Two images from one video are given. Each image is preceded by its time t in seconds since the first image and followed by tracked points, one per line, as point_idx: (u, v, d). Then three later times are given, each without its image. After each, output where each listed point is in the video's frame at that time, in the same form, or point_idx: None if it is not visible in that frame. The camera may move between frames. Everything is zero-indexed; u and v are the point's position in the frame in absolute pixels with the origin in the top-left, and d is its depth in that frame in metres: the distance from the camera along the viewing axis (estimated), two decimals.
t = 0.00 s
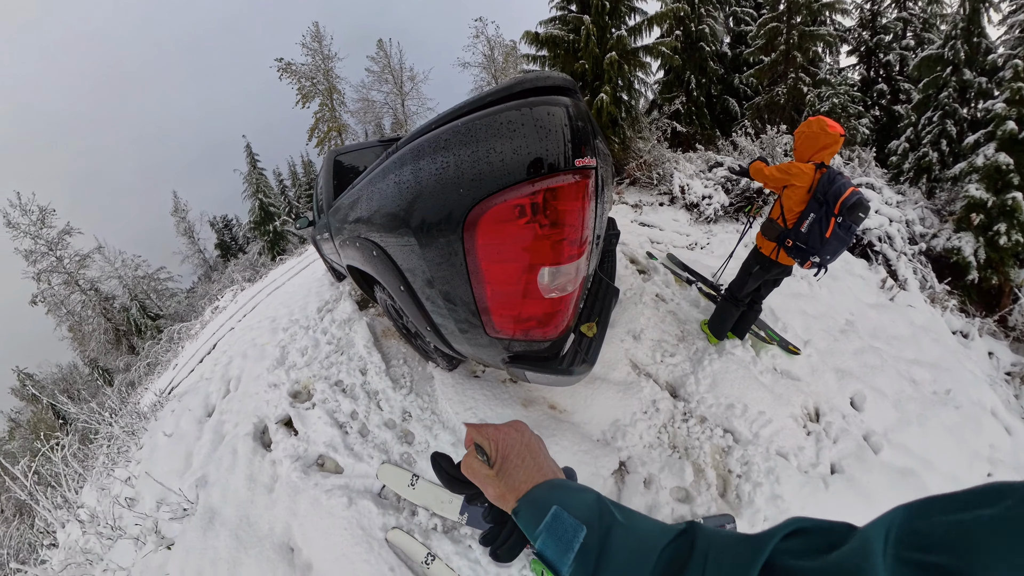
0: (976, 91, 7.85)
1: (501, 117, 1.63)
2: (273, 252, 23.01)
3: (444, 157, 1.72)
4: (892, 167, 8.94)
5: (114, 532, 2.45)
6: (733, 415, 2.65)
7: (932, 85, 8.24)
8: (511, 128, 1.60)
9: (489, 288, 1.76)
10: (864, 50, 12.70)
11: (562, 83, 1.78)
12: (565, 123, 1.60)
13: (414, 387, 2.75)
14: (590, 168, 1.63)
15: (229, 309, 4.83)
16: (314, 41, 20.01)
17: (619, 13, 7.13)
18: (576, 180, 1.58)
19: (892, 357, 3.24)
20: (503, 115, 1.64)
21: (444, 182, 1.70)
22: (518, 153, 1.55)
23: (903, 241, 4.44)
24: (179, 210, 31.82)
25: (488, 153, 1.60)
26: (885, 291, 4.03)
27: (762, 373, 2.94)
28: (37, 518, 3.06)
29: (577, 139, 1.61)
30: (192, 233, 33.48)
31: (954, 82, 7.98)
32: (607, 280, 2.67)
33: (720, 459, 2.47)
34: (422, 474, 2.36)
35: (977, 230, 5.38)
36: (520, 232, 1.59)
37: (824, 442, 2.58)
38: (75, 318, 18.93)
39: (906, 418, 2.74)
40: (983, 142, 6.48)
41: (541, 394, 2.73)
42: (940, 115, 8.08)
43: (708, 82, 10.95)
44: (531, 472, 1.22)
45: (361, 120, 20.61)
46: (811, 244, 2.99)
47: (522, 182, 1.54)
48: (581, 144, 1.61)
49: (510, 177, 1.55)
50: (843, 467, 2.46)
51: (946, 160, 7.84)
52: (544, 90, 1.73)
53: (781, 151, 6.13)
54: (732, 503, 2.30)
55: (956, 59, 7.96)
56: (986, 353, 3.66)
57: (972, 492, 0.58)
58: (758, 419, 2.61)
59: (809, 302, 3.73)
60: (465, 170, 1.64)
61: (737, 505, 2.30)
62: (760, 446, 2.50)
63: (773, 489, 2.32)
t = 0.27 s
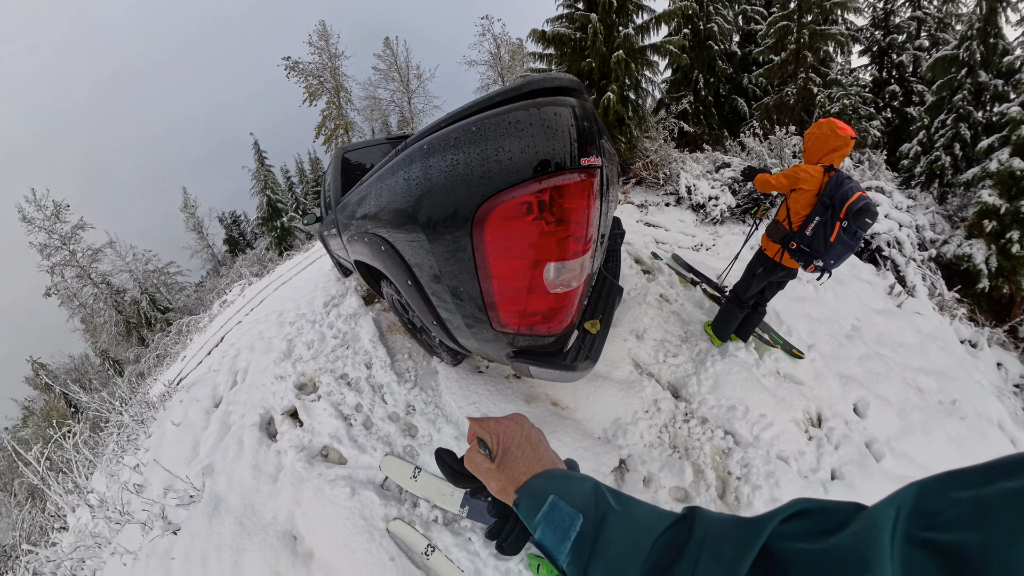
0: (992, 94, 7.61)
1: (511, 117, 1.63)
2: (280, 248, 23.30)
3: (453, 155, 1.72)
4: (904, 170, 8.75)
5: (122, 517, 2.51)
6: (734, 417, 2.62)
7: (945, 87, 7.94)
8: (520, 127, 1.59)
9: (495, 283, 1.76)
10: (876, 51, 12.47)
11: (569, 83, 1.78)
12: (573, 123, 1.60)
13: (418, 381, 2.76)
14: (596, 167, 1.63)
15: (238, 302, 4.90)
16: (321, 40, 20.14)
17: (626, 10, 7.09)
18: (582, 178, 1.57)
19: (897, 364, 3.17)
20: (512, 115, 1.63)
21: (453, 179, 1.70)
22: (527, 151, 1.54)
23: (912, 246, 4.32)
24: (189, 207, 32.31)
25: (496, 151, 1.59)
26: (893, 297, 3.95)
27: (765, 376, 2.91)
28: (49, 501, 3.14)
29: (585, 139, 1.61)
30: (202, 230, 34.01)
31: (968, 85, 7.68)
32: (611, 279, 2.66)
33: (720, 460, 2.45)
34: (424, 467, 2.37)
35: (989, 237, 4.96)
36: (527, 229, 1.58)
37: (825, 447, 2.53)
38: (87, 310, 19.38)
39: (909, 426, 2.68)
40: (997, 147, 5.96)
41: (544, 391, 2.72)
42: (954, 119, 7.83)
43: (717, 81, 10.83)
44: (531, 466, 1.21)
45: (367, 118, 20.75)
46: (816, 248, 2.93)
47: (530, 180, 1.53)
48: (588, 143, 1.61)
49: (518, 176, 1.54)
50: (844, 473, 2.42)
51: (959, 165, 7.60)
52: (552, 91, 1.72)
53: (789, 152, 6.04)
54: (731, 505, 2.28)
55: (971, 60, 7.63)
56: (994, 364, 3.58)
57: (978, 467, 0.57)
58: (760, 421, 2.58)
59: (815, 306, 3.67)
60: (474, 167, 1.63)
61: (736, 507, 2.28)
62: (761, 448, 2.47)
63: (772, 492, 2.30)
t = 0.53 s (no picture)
0: (1009, 97, 7.39)
1: (522, 116, 1.62)
2: (287, 243, 23.59)
3: (462, 153, 1.71)
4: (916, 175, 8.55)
5: (130, 504, 2.55)
6: (736, 422, 2.58)
7: (960, 90, 7.75)
8: (531, 126, 1.58)
9: (501, 282, 1.76)
10: (890, 51, 12.22)
11: (581, 83, 1.76)
12: (585, 123, 1.59)
13: (421, 377, 2.77)
14: (606, 168, 1.62)
15: (245, 296, 4.96)
16: (328, 38, 20.21)
17: (634, 8, 7.03)
18: (593, 179, 1.57)
19: (904, 373, 3.08)
20: (523, 114, 1.62)
21: (462, 177, 1.69)
22: (538, 151, 1.53)
23: (923, 253, 4.19)
24: (198, 203, 32.75)
25: (507, 150, 1.58)
26: (902, 304, 3.83)
27: (768, 382, 2.86)
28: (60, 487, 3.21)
29: (596, 139, 1.60)
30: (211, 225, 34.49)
31: (984, 88, 7.47)
32: (617, 279, 2.64)
33: (721, 465, 2.43)
34: (426, 463, 2.38)
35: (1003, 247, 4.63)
36: (535, 228, 1.58)
37: (827, 454, 2.50)
38: (99, 303, 19.77)
39: (914, 437, 2.64)
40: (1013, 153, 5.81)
41: (547, 391, 2.72)
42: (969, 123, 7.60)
43: (725, 80, 10.70)
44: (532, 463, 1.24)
45: (374, 116, 20.86)
46: (826, 253, 2.87)
47: (540, 180, 1.52)
48: (599, 144, 1.60)
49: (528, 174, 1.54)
50: (846, 482, 2.40)
51: (973, 171, 7.39)
52: (564, 90, 1.71)
53: (799, 154, 5.95)
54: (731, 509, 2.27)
55: (988, 62, 7.43)
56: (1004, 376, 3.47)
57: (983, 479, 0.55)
58: (762, 427, 2.54)
59: (820, 311, 3.60)
60: (484, 166, 1.63)
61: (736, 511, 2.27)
62: (762, 453, 2.45)
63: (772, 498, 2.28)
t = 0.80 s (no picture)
0: None
1: (530, 115, 1.59)
2: (294, 239, 23.87)
3: (469, 151, 1.70)
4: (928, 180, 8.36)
5: (138, 491, 2.60)
6: (738, 427, 2.54)
7: (976, 93, 7.55)
8: (538, 125, 1.56)
9: (506, 280, 1.76)
10: (903, 51, 11.97)
11: (591, 81, 1.73)
12: (594, 122, 1.56)
13: (425, 373, 2.78)
14: (614, 167, 1.59)
15: (253, 290, 5.02)
16: (335, 36, 20.28)
17: (642, 6, 6.97)
18: (601, 178, 1.54)
19: (909, 382, 3.02)
20: (530, 112, 1.60)
21: (469, 176, 1.69)
22: (545, 150, 1.51)
23: (933, 260, 4.08)
24: (207, 199, 33.19)
25: (514, 149, 1.57)
26: (910, 312, 3.74)
27: (772, 387, 2.80)
28: (71, 473, 3.28)
29: (604, 139, 1.57)
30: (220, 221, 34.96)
31: (1001, 91, 7.25)
32: (621, 280, 2.62)
33: (722, 469, 2.40)
34: (428, 457, 2.39)
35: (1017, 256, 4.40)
36: (541, 227, 1.57)
37: (829, 462, 2.46)
38: (110, 296, 20.15)
39: (918, 448, 2.59)
40: None
41: (549, 389, 2.72)
42: (985, 126, 7.41)
43: (734, 80, 10.57)
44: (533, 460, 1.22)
45: (380, 113, 20.98)
46: (833, 258, 2.84)
47: (547, 179, 1.51)
48: (608, 143, 1.57)
49: (535, 172, 1.52)
50: (847, 491, 2.36)
51: (987, 176, 7.19)
52: (572, 88, 1.68)
53: (808, 156, 5.85)
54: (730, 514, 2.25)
55: (1005, 65, 7.21)
56: (1013, 390, 3.39)
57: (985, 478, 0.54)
58: (764, 432, 2.50)
59: (826, 316, 3.52)
60: (491, 164, 1.62)
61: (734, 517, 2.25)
62: (763, 458, 2.40)
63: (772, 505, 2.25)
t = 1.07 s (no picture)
0: None
1: (531, 112, 1.58)
2: (301, 235, 24.15)
3: (472, 149, 1.70)
4: (940, 185, 8.18)
5: (145, 477, 2.65)
6: (739, 431, 2.51)
7: (992, 96, 7.33)
8: (539, 123, 1.55)
9: (507, 278, 1.75)
10: (917, 52, 11.72)
11: (593, 78, 1.71)
12: (595, 120, 1.55)
13: (427, 369, 2.79)
14: (616, 166, 1.58)
15: (261, 284, 5.09)
16: (342, 35, 20.37)
17: (650, 4, 6.91)
18: (602, 176, 1.53)
19: (915, 392, 2.96)
20: (532, 110, 1.59)
21: (471, 173, 1.69)
22: (546, 148, 1.50)
23: (943, 267, 3.97)
24: (216, 195, 33.61)
25: (515, 146, 1.56)
26: (918, 320, 3.67)
27: (774, 393, 2.77)
28: (81, 458, 3.36)
29: (606, 137, 1.56)
30: (228, 217, 35.41)
31: (1019, 94, 7.05)
32: (624, 279, 2.58)
33: (721, 472, 2.38)
34: (428, 452, 2.40)
35: None
36: (542, 225, 1.56)
37: (830, 470, 2.41)
38: (121, 290, 20.54)
39: (922, 459, 2.53)
40: None
41: (550, 387, 2.71)
42: (1000, 131, 7.23)
43: (743, 79, 10.44)
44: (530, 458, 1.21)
45: (387, 111, 21.11)
46: (841, 262, 2.78)
47: (548, 177, 1.50)
48: (609, 141, 1.56)
49: (539, 171, 1.51)
50: (847, 500, 2.32)
51: (1003, 182, 7.00)
52: (575, 86, 1.66)
53: (817, 158, 5.75)
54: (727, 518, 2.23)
55: None
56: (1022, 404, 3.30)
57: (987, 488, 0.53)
58: (765, 438, 2.46)
59: (831, 322, 3.47)
60: (492, 162, 1.61)
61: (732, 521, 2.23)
62: (761, 464, 2.36)
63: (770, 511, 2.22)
